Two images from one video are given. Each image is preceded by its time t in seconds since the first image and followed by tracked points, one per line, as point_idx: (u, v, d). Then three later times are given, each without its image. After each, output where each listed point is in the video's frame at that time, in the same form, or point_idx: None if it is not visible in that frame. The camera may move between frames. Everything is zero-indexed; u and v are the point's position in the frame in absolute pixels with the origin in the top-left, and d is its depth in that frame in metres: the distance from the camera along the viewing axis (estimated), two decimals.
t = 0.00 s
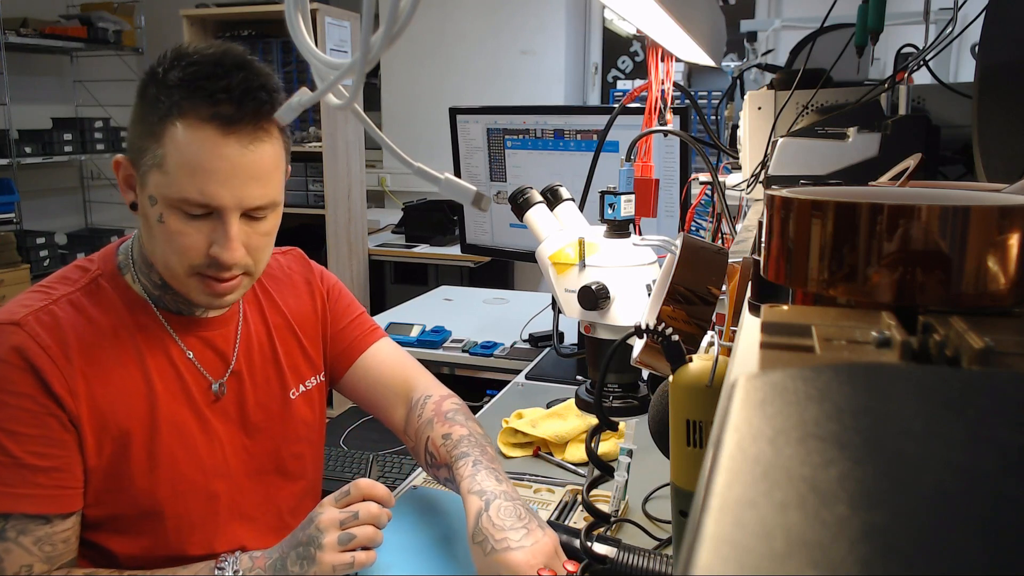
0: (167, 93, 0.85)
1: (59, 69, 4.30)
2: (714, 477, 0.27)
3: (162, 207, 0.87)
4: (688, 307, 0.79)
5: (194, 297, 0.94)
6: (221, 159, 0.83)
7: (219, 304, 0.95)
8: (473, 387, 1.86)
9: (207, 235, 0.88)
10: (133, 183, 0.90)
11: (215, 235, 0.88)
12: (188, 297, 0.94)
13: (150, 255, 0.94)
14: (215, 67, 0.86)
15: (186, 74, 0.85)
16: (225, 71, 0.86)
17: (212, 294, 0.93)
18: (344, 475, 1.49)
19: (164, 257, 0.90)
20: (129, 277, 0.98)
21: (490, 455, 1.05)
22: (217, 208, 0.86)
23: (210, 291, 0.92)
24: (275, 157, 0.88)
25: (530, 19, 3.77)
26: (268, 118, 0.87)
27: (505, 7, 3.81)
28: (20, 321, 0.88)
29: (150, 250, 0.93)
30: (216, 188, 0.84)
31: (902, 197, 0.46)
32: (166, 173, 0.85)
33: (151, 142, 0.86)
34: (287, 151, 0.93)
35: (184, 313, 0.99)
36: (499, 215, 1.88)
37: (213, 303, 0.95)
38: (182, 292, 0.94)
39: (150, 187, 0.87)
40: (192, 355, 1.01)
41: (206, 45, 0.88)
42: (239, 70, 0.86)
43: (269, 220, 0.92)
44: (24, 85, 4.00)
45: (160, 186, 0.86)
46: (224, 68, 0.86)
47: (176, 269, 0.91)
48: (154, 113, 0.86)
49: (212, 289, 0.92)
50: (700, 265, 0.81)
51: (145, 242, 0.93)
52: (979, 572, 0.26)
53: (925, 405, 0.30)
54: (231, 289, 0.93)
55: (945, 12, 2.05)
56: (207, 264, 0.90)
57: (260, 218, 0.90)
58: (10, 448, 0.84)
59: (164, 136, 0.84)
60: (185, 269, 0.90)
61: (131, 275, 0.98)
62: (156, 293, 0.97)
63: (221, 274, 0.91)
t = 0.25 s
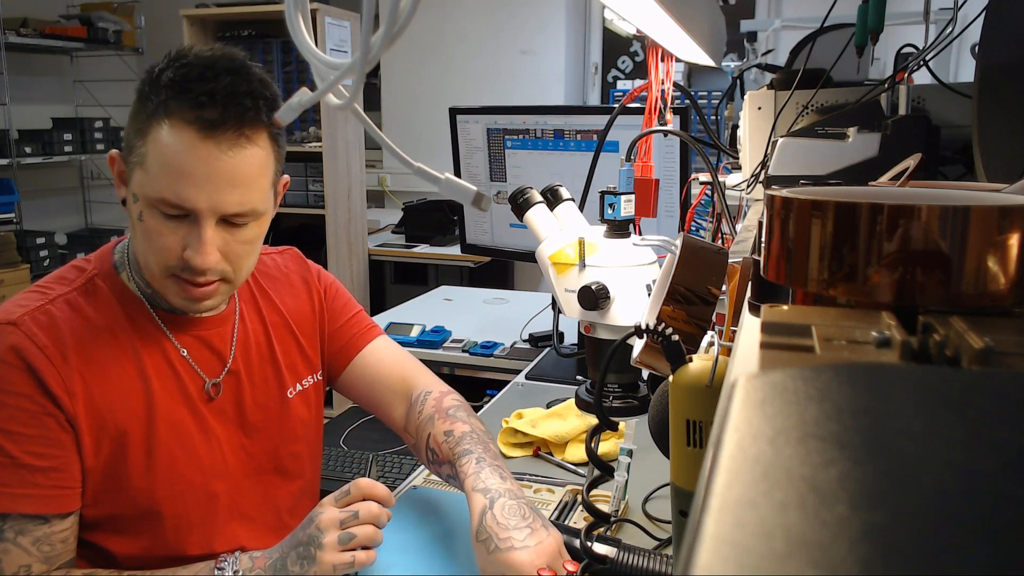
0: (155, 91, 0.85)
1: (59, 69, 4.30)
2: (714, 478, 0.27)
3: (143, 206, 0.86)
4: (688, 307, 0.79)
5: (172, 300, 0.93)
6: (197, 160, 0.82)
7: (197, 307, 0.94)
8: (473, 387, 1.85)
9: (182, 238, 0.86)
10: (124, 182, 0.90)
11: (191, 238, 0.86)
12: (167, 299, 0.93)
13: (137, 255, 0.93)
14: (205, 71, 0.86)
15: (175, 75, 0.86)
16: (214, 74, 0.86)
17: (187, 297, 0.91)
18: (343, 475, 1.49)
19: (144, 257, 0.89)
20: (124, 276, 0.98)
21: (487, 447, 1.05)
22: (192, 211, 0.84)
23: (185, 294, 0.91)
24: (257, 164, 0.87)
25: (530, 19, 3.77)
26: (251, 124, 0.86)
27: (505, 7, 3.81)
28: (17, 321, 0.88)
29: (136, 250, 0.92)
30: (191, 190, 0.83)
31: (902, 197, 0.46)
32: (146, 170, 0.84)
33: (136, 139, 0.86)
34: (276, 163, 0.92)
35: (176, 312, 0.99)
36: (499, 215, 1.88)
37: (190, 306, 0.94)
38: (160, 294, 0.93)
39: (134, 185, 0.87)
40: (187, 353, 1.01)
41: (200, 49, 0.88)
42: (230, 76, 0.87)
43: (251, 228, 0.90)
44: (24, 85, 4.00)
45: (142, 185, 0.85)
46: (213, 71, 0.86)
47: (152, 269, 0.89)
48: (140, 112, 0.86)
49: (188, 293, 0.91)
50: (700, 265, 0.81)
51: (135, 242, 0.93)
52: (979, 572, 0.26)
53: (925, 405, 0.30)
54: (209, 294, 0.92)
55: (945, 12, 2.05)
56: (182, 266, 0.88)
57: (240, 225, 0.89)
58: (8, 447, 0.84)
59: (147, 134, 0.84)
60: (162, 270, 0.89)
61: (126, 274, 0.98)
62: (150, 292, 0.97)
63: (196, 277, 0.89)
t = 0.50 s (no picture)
0: (148, 90, 0.86)
1: (59, 69, 4.30)
2: (714, 478, 0.27)
3: (132, 203, 0.86)
4: (688, 307, 0.79)
5: (161, 300, 0.92)
6: (182, 158, 0.82)
7: (185, 309, 0.93)
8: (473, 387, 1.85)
9: (167, 236, 0.85)
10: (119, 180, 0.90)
11: (174, 237, 0.85)
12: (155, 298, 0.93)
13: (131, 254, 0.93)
14: (198, 70, 0.87)
15: (170, 74, 0.86)
16: (207, 74, 0.87)
17: (173, 296, 0.90)
18: (343, 475, 1.49)
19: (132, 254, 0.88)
20: (122, 275, 0.98)
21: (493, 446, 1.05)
22: (178, 210, 0.83)
23: (171, 294, 0.90)
24: (244, 166, 0.86)
25: (530, 19, 3.77)
26: (240, 126, 0.85)
27: (505, 7, 3.81)
28: (16, 320, 0.88)
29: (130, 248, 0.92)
30: (174, 188, 0.82)
31: (902, 197, 0.46)
32: (134, 166, 0.84)
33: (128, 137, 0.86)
34: (270, 169, 0.92)
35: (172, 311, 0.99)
36: (499, 215, 1.88)
37: (177, 307, 0.93)
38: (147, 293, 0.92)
39: (126, 184, 0.87)
40: (185, 350, 1.01)
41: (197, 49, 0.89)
42: (223, 77, 0.88)
43: (240, 230, 0.89)
44: (23, 85, 4.00)
45: (132, 184, 0.85)
46: (205, 71, 0.87)
47: (140, 267, 0.89)
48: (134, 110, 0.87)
49: (173, 293, 0.90)
50: (700, 265, 0.81)
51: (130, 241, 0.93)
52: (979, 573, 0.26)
53: (925, 405, 0.30)
54: (195, 296, 0.91)
55: (945, 12, 2.05)
56: (168, 267, 0.87)
57: (227, 227, 0.87)
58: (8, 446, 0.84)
59: (137, 132, 0.84)
60: (149, 270, 0.89)
61: (124, 273, 0.98)
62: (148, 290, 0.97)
63: (181, 277, 0.88)
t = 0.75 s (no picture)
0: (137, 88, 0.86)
1: (59, 69, 4.30)
2: (714, 478, 0.27)
3: (121, 201, 0.85)
4: (688, 307, 0.79)
5: (152, 299, 0.92)
6: (168, 156, 0.81)
7: (176, 308, 0.94)
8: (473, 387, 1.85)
9: (154, 235, 0.85)
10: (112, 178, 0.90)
11: (162, 237, 0.85)
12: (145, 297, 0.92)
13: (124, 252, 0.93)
14: (186, 69, 0.88)
15: (158, 73, 0.87)
16: (193, 72, 0.87)
17: (162, 295, 0.90)
18: (343, 475, 1.49)
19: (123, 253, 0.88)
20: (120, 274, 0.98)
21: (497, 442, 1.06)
22: (164, 209, 0.83)
23: (161, 293, 0.90)
24: (231, 165, 0.85)
25: (530, 19, 3.77)
26: (226, 124, 0.85)
27: (505, 7, 3.81)
28: (15, 319, 0.88)
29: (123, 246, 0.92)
30: (160, 187, 0.82)
31: (902, 197, 0.46)
32: (122, 164, 0.84)
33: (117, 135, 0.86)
34: (260, 169, 0.92)
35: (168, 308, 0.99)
36: (499, 215, 1.88)
37: (168, 307, 0.93)
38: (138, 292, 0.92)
39: (116, 182, 0.86)
40: (184, 348, 1.01)
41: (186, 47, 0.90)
42: (210, 74, 0.88)
43: (226, 230, 0.89)
44: (23, 85, 4.00)
45: (121, 182, 0.85)
46: (191, 70, 0.87)
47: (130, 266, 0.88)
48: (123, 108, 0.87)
49: (163, 292, 0.90)
50: (700, 265, 0.81)
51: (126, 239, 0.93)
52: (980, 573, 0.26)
53: (925, 405, 0.30)
54: (185, 295, 0.91)
55: (945, 12, 2.05)
56: (157, 266, 0.87)
57: (215, 226, 0.87)
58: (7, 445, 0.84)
59: (126, 130, 0.85)
60: (140, 268, 0.88)
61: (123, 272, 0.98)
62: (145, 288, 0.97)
63: (170, 277, 0.88)
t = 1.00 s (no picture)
0: (122, 90, 0.86)
1: (59, 70, 4.30)
2: (714, 477, 0.27)
3: (110, 205, 0.85)
4: (688, 307, 0.79)
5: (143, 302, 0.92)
6: (154, 157, 0.81)
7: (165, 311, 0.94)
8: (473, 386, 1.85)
9: (144, 238, 0.84)
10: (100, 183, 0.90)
11: (151, 239, 0.84)
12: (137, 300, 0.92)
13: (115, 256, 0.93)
14: (172, 69, 0.88)
15: (144, 73, 0.87)
16: (179, 72, 0.87)
17: (154, 298, 0.90)
18: (343, 475, 1.49)
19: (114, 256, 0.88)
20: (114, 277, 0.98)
21: (497, 437, 1.08)
22: (152, 211, 0.83)
23: (153, 295, 0.89)
24: (218, 166, 0.85)
25: (530, 19, 3.77)
26: (212, 125, 0.85)
27: (505, 7, 3.81)
28: (7, 323, 0.87)
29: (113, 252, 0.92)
30: (146, 188, 0.82)
31: (902, 197, 0.46)
32: (109, 168, 0.84)
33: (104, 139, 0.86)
34: (249, 170, 0.92)
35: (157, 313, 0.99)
36: (499, 215, 1.88)
37: (159, 310, 0.93)
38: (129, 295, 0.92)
39: (104, 184, 0.86)
40: (179, 351, 1.01)
41: (172, 47, 0.90)
42: (196, 74, 0.88)
43: (217, 232, 0.88)
44: (23, 86, 3.99)
45: (109, 185, 0.85)
46: (174, 69, 0.87)
47: (121, 270, 0.88)
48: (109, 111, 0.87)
49: (155, 296, 0.90)
50: (700, 265, 0.81)
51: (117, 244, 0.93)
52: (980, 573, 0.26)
53: (925, 405, 0.30)
54: (174, 299, 0.90)
55: (945, 12, 2.05)
56: (147, 271, 0.86)
57: (205, 229, 0.87)
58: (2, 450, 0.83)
59: (112, 133, 0.85)
60: (130, 272, 0.88)
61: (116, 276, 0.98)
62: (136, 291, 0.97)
63: (162, 281, 0.87)
